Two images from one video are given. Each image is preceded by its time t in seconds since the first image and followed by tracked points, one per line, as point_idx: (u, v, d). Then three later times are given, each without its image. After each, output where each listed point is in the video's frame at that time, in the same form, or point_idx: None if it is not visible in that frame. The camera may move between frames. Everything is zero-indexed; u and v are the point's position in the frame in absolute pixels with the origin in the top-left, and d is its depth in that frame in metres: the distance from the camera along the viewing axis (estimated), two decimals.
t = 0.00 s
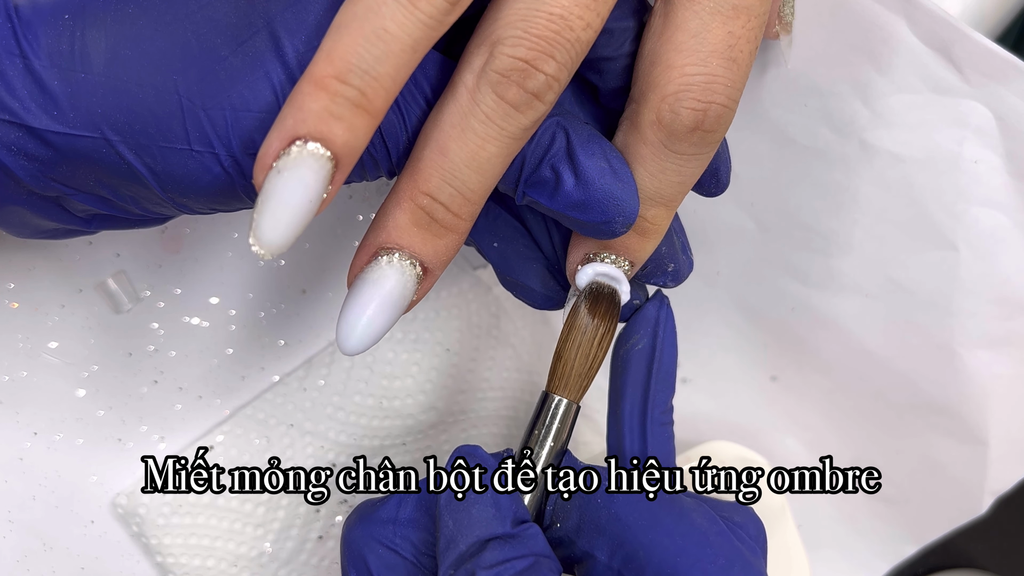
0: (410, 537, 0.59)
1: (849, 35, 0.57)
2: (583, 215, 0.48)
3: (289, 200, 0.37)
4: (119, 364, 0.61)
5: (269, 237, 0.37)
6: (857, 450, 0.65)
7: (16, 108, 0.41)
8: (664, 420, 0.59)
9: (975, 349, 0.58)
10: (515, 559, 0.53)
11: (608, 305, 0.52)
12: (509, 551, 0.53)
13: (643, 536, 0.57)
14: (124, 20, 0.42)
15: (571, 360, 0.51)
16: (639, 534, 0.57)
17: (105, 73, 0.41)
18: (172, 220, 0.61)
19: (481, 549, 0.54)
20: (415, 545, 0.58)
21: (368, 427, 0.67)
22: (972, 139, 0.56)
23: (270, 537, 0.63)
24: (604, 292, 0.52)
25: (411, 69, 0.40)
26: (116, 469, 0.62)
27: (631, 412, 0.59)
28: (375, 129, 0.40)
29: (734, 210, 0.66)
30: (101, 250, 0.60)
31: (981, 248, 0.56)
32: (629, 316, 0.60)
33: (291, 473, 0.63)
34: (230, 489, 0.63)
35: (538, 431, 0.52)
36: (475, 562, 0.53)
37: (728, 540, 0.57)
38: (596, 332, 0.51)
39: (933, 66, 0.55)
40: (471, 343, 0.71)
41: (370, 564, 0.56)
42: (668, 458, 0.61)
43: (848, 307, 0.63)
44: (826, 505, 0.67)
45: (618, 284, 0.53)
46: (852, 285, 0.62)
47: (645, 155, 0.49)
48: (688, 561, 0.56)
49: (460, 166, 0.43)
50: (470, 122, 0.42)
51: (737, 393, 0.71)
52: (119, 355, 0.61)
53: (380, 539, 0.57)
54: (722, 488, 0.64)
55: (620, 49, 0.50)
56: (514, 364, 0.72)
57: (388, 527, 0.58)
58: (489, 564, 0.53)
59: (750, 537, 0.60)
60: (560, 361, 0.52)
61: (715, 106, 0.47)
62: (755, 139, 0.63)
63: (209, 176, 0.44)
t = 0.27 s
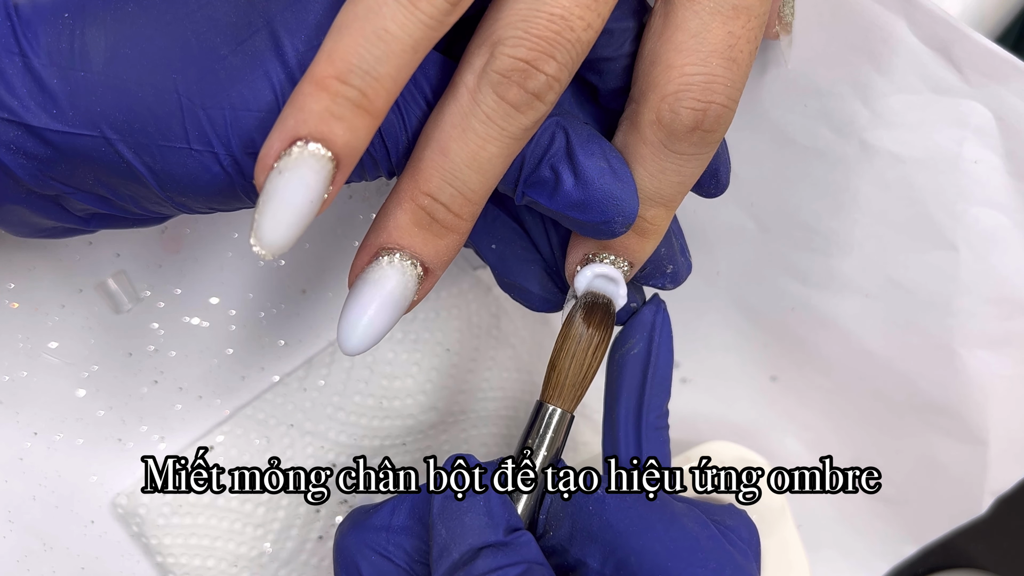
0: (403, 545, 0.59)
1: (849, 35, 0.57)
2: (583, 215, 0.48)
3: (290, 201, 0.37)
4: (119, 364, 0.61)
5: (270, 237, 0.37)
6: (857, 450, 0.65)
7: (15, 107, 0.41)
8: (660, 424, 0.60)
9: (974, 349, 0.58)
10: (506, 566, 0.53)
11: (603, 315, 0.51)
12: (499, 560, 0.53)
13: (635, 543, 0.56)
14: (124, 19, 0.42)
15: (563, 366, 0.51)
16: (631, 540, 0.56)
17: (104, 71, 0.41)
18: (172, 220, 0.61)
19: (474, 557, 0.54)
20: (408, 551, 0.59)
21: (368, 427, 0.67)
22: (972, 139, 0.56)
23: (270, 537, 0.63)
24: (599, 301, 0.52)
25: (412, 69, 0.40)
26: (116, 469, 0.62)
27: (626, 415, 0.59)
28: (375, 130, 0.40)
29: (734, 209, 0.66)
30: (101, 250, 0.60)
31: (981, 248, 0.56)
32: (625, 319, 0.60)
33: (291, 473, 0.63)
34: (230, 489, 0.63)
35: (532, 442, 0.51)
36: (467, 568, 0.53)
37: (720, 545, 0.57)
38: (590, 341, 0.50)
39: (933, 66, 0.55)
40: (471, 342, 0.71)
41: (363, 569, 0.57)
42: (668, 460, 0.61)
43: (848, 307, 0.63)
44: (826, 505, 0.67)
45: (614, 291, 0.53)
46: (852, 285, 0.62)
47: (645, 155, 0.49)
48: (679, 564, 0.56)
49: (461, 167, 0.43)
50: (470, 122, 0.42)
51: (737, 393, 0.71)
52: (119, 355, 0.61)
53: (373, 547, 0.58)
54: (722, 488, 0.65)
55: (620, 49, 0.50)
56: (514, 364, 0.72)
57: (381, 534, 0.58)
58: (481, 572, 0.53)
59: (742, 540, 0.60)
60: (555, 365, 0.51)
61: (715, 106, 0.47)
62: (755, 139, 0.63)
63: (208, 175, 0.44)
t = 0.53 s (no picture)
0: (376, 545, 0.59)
1: (848, 35, 0.57)
2: (586, 222, 0.48)
3: (291, 201, 0.37)
4: (119, 364, 0.61)
5: (270, 238, 0.37)
6: (856, 450, 0.66)
7: (14, 104, 0.41)
8: (662, 426, 0.59)
9: (974, 349, 0.58)
10: None
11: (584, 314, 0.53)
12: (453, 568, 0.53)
13: (593, 575, 0.54)
14: (123, 16, 0.42)
15: (551, 376, 0.53)
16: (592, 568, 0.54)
17: (103, 67, 0.41)
18: (172, 220, 0.61)
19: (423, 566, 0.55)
20: (375, 553, 0.59)
21: (368, 427, 0.67)
22: (971, 139, 0.56)
23: (270, 537, 0.63)
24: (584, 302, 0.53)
25: (412, 69, 0.40)
26: (116, 469, 0.62)
27: (628, 418, 0.59)
28: (376, 130, 0.40)
29: (734, 210, 0.66)
30: (101, 250, 0.60)
31: (981, 248, 0.56)
32: (625, 321, 0.60)
33: (291, 473, 0.63)
34: (230, 489, 0.63)
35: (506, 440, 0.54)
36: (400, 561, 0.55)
37: None
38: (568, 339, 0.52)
39: (933, 67, 0.55)
40: (471, 342, 0.71)
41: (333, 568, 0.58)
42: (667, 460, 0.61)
43: (848, 307, 0.63)
44: (826, 505, 0.67)
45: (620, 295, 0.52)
46: (851, 285, 0.62)
47: (649, 156, 0.49)
48: None
49: (461, 167, 0.43)
50: (471, 122, 0.42)
51: (737, 393, 0.71)
52: (119, 355, 0.61)
53: (345, 548, 0.58)
54: (722, 488, 0.65)
55: (618, 44, 0.50)
56: (514, 364, 0.72)
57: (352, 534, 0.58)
58: None
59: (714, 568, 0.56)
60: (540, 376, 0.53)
61: (718, 107, 0.47)
62: (755, 140, 0.64)
63: (207, 172, 0.44)
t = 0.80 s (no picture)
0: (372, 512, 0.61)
1: (847, 35, 0.57)
2: (587, 225, 0.48)
3: (290, 200, 0.37)
4: (119, 365, 0.61)
5: (270, 237, 0.37)
6: (856, 450, 0.66)
7: (13, 103, 0.41)
8: (649, 416, 0.60)
9: (974, 349, 0.58)
10: (407, 521, 0.54)
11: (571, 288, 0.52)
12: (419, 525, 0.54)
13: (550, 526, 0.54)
14: (122, 14, 0.42)
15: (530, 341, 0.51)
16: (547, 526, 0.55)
17: (101, 66, 0.41)
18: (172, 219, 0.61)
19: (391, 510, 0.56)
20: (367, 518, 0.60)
21: (368, 428, 0.67)
22: (971, 139, 0.56)
23: (271, 536, 0.63)
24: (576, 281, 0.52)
25: (412, 68, 0.40)
26: (116, 469, 0.62)
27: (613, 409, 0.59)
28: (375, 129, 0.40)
29: (735, 210, 0.66)
30: (101, 250, 0.60)
31: (981, 248, 0.56)
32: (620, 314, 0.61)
33: (291, 473, 0.63)
34: (230, 489, 0.63)
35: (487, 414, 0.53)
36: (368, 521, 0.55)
37: (628, 542, 0.53)
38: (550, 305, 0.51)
39: (933, 67, 0.55)
40: (471, 342, 0.71)
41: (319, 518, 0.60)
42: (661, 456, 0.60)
43: (848, 307, 0.63)
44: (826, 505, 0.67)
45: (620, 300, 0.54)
46: (851, 285, 0.62)
47: (649, 156, 0.49)
48: (574, 554, 0.53)
49: (460, 166, 0.43)
50: (470, 122, 0.42)
51: (737, 393, 0.71)
52: (119, 355, 0.61)
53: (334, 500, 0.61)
54: (722, 488, 0.64)
55: (614, 39, 0.50)
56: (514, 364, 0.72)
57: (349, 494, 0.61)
58: (381, 522, 0.55)
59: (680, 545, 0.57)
60: (521, 349, 0.51)
61: (719, 106, 0.47)
62: (755, 140, 0.64)
63: (206, 169, 0.44)
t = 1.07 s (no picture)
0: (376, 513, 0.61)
1: (848, 36, 0.57)
2: (587, 227, 0.48)
3: (289, 200, 0.37)
4: (119, 365, 0.61)
5: (268, 237, 0.37)
6: (856, 450, 0.66)
7: (12, 104, 0.41)
8: (651, 417, 0.59)
9: (973, 349, 0.58)
10: (423, 522, 0.54)
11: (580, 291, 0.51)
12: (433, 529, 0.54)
13: (563, 523, 0.55)
14: (122, 15, 0.42)
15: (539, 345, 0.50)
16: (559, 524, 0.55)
17: (101, 67, 0.41)
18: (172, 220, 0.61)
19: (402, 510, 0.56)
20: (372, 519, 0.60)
21: (367, 428, 0.67)
22: (971, 139, 0.56)
23: (270, 536, 0.63)
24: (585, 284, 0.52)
25: (411, 68, 0.40)
26: (116, 469, 0.62)
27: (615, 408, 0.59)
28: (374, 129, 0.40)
29: (734, 210, 0.66)
30: (102, 250, 0.60)
31: (981, 249, 0.56)
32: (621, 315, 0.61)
33: (291, 473, 0.63)
34: (230, 489, 0.63)
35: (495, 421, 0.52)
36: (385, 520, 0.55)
37: (643, 539, 0.54)
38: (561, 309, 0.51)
39: (933, 67, 0.55)
40: (471, 342, 0.71)
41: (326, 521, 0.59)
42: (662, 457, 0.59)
43: (848, 307, 0.63)
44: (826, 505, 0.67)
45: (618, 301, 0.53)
46: (851, 285, 0.62)
47: (650, 157, 0.49)
48: (590, 551, 0.53)
49: (459, 166, 0.43)
50: (469, 122, 0.42)
51: (737, 393, 0.71)
52: (119, 355, 0.61)
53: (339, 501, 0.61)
54: (722, 488, 0.64)
55: (613, 40, 0.50)
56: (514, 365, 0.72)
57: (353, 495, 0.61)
58: (398, 522, 0.54)
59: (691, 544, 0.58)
60: (530, 351, 0.51)
61: (719, 107, 0.47)
62: (755, 140, 0.64)
63: (206, 170, 0.44)
